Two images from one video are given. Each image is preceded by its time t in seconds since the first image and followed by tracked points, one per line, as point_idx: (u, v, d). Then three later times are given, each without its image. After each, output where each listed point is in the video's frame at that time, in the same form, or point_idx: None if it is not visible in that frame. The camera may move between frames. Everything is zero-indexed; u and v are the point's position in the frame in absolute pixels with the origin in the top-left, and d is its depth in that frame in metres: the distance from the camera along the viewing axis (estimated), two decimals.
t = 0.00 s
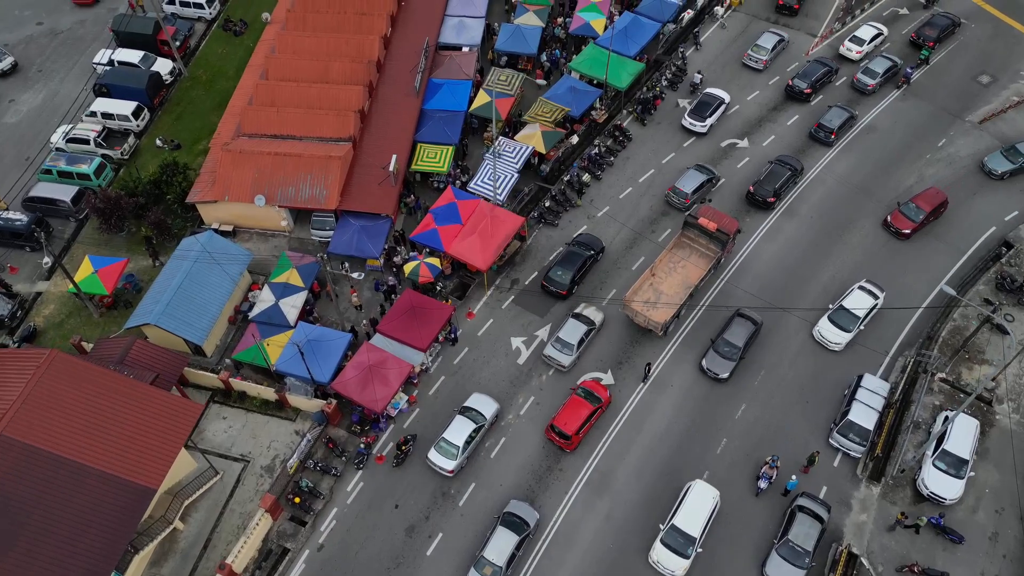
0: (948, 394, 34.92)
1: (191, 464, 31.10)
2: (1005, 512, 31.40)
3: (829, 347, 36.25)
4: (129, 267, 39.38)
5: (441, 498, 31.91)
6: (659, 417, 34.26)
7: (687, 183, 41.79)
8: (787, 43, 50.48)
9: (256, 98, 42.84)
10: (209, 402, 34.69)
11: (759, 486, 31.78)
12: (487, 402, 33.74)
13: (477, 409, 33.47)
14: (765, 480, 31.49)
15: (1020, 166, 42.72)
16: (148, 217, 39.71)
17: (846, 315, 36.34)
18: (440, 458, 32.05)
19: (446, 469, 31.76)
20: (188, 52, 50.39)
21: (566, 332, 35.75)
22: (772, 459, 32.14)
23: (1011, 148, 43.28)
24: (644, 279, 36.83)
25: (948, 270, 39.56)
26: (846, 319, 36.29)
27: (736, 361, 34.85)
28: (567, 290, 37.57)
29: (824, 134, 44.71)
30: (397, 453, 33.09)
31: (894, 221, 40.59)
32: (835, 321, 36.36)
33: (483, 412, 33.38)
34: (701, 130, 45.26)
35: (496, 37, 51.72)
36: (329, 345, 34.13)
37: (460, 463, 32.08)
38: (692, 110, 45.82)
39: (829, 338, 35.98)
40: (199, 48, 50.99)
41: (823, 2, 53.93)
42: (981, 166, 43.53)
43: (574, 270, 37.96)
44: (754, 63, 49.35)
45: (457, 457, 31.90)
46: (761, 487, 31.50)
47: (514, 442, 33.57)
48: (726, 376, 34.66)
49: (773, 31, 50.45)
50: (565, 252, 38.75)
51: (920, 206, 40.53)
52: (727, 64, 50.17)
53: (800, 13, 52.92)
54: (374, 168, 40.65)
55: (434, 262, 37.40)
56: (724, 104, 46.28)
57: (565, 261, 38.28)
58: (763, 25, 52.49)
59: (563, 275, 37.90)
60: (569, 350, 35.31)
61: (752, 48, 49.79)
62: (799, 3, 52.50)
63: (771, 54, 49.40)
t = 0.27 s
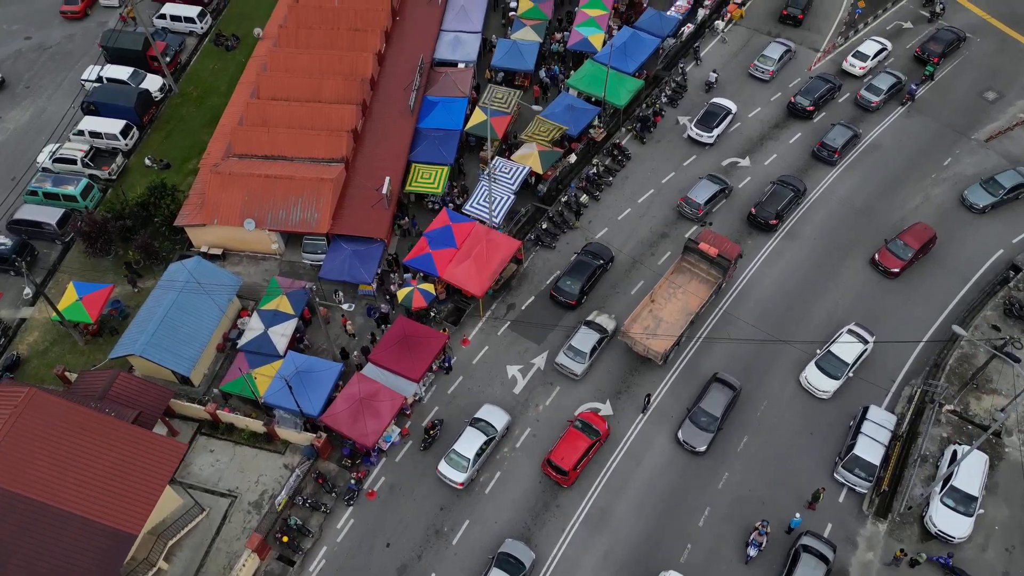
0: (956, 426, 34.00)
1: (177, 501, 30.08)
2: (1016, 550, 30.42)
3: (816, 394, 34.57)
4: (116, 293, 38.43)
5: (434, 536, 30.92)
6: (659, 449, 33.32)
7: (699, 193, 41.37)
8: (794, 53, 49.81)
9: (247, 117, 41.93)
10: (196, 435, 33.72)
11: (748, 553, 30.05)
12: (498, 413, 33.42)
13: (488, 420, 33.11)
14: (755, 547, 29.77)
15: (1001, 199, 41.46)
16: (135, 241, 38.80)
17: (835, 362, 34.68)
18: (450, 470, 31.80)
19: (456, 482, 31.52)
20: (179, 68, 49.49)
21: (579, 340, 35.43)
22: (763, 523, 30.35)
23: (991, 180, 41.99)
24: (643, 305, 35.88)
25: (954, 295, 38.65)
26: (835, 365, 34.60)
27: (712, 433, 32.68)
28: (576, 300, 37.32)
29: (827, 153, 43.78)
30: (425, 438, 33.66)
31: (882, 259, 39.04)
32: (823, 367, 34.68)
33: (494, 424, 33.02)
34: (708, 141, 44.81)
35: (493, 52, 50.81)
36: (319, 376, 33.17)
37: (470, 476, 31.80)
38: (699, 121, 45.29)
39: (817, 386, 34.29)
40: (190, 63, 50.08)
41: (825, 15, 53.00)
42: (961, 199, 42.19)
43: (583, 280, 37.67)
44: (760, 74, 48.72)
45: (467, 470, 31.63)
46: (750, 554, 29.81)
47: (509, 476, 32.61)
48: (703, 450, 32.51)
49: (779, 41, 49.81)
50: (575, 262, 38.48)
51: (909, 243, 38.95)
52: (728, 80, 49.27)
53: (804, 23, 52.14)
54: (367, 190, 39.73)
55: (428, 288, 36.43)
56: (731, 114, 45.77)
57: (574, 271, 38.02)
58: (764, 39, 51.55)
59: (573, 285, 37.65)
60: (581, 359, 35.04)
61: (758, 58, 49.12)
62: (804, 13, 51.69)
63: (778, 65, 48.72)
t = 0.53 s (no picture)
0: (964, 461, 33.04)
1: (160, 543, 29.05)
2: None
3: (802, 451, 32.89)
4: (101, 320, 37.46)
5: None
6: (659, 485, 32.31)
7: (711, 206, 40.85)
8: (799, 65, 49.08)
9: (237, 138, 41.00)
10: (182, 470, 32.72)
11: None
12: (509, 427, 33.08)
13: (499, 434, 32.80)
14: None
15: (980, 238, 39.99)
16: (121, 267, 37.83)
17: (820, 416, 33.03)
18: (460, 484, 31.48)
19: (467, 496, 31.16)
20: (169, 85, 48.49)
21: (592, 350, 35.06)
22: None
23: (970, 217, 40.50)
24: (642, 335, 34.88)
25: (962, 321, 37.69)
26: (820, 420, 32.95)
27: (686, 519, 30.30)
28: (586, 312, 37.05)
29: (831, 173, 42.80)
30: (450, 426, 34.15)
31: (871, 301, 37.49)
32: (807, 421, 33.03)
33: (504, 438, 32.72)
34: (715, 153, 44.30)
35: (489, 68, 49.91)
36: (307, 410, 32.19)
37: (480, 491, 31.46)
38: (705, 132, 44.83)
39: (801, 441, 32.64)
40: (181, 79, 49.11)
41: (828, 30, 52.06)
42: (939, 236, 40.67)
43: (593, 291, 37.43)
44: (765, 87, 48.05)
45: (478, 484, 31.30)
46: None
47: (504, 513, 31.60)
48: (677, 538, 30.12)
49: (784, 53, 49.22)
50: (584, 273, 38.27)
51: (897, 284, 37.49)
52: (729, 96, 48.31)
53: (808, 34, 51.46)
54: (359, 214, 38.75)
55: (421, 316, 35.42)
56: (737, 126, 45.31)
57: (583, 282, 37.80)
58: (766, 54, 50.62)
59: (582, 296, 37.43)
60: (594, 368, 34.69)
61: (763, 70, 48.47)
62: (808, 23, 51.04)
63: (783, 77, 48.09)
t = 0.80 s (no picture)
0: (973, 498, 32.03)
1: None
2: None
3: (785, 516, 31.10)
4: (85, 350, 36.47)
5: None
6: (659, 525, 31.29)
7: (722, 219, 40.23)
8: (803, 80, 48.26)
9: (226, 160, 40.02)
10: (166, 508, 31.70)
11: None
12: (520, 442, 32.57)
13: (510, 449, 32.35)
14: None
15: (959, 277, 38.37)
16: (106, 294, 36.85)
17: (802, 478, 31.22)
18: (470, 500, 31.01)
19: (477, 513, 30.71)
20: (158, 102, 47.50)
21: (605, 361, 34.63)
22: None
23: (948, 255, 38.87)
24: (642, 366, 33.79)
25: (970, 351, 36.69)
26: (803, 483, 31.13)
27: None
28: (595, 324, 36.68)
29: (834, 196, 41.82)
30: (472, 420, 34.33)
31: (860, 348, 35.79)
32: (790, 485, 31.24)
33: (515, 452, 32.24)
34: (721, 167, 43.65)
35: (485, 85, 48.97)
36: (295, 447, 31.11)
37: (491, 507, 31.01)
38: (712, 144, 44.19)
39: (784, 507, 30.83)
40: (170, 96, 48.12)
41: (831, 45, 51.11)
42: (917, 276, 39.03)
43: (602, 303, 37.03)
44: (770, 101, 47.27)
45: (488, 501, 30.82)
46: None
47: (498, 554, 30.58)
48: None
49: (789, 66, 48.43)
50: (593, 284, 37.82)
51: (886, 329, 35.85)
52: (730, 114, 47.33)
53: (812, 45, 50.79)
54: (351, 239, 37.74)
55: (413, 347, 34.26)
56: (744, 139, 44.65)
57: (593, 293, 37.35)
58: (767, 71, 49.69)
59: (591, 308, 37.00)
60: (606, 380, 34.30)
61: (768, 84, 47.66)
62: (812, 35, 50.35)
63: (788, 92, 47.30)
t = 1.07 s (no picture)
0: (983, 539, 31.00)
1: None
2: None
3: None
4: (67, 382, 35.46)
5: None
6: (658, 567, 30.25)
7: (733, 235, 39.58)
8: (808, 95, 47.53)
9: (214, 184, 39.01)
10: (148, 550, 30.65)
11: None
12: (531, 458, 32.08)
13: (521, 466, 31.82)
14: None
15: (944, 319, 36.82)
16: (89, 324, 35.83)
17: (781, 551, 29.22)
18: (481, 518, 30.45)
19: (488, 532, 30.15)
20: (146, 121, 46.50)
21: (617, 374, 34.25)
22: None
23: (931, 296, 37.32)
24: (641, 401, 32.78)
25: (978, 382, 35.65)
26: (783, 557, 29.11)
27: None
28: (604, 339, 36.25)
29: (838, 220, 40.82)
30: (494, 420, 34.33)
31: (848, 402, 34.05)
32: (768, 557, 29.23)
33: (527, 470, 31.72)
34: (727, 182, 42.98)
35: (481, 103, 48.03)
36: (281, 488, 30.05)
37: (502, 525, 30.44)
38: (717, 159, 43.49)
39: None
40: (159, 115, 47.14)
41: (834, 61, 50.11)
42: (900, 318, 37.47)
43: (611, 317, 36.63)
44: (774, 117, 46.44)
45: (499, 519, 30.26)
46: None
47: None
48: None
49: (793, 81, 47.58)
50: (602, 297, 37.43)
51: (875, 380, 34.18)
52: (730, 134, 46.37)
53: (817, 58, 49.97)
54: (341, 267, 36.69)
55: (404, 381, 33.21)
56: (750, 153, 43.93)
57: (602, 307, 36.97)
58: (768, 88, 48.75)
59: (600, 321, 36.60)
60: (619, 393, 33.92)
61: (772, 101, 46.88)
62: (816, 49, 49.48)
63: (792, 108, 46.53)
